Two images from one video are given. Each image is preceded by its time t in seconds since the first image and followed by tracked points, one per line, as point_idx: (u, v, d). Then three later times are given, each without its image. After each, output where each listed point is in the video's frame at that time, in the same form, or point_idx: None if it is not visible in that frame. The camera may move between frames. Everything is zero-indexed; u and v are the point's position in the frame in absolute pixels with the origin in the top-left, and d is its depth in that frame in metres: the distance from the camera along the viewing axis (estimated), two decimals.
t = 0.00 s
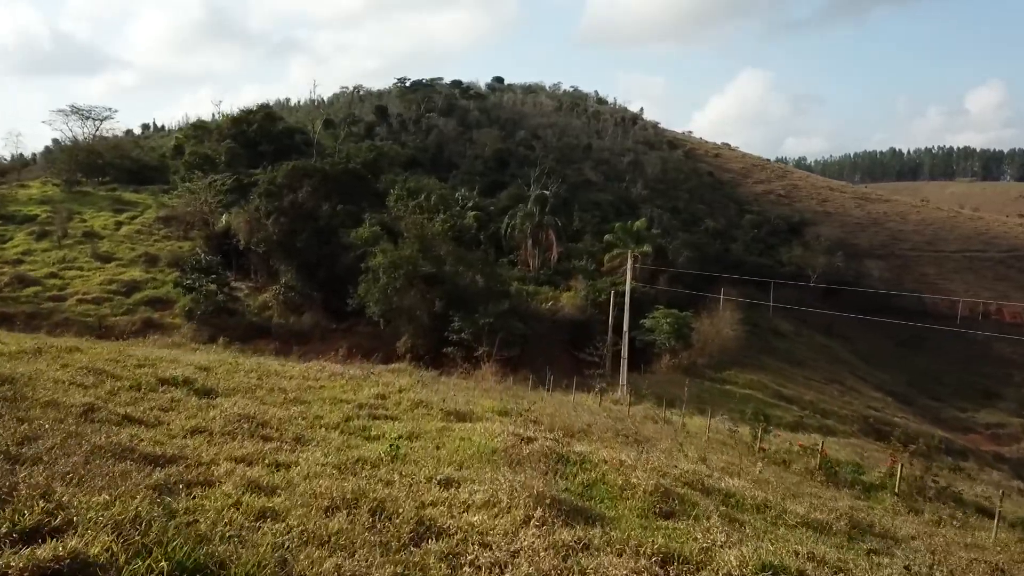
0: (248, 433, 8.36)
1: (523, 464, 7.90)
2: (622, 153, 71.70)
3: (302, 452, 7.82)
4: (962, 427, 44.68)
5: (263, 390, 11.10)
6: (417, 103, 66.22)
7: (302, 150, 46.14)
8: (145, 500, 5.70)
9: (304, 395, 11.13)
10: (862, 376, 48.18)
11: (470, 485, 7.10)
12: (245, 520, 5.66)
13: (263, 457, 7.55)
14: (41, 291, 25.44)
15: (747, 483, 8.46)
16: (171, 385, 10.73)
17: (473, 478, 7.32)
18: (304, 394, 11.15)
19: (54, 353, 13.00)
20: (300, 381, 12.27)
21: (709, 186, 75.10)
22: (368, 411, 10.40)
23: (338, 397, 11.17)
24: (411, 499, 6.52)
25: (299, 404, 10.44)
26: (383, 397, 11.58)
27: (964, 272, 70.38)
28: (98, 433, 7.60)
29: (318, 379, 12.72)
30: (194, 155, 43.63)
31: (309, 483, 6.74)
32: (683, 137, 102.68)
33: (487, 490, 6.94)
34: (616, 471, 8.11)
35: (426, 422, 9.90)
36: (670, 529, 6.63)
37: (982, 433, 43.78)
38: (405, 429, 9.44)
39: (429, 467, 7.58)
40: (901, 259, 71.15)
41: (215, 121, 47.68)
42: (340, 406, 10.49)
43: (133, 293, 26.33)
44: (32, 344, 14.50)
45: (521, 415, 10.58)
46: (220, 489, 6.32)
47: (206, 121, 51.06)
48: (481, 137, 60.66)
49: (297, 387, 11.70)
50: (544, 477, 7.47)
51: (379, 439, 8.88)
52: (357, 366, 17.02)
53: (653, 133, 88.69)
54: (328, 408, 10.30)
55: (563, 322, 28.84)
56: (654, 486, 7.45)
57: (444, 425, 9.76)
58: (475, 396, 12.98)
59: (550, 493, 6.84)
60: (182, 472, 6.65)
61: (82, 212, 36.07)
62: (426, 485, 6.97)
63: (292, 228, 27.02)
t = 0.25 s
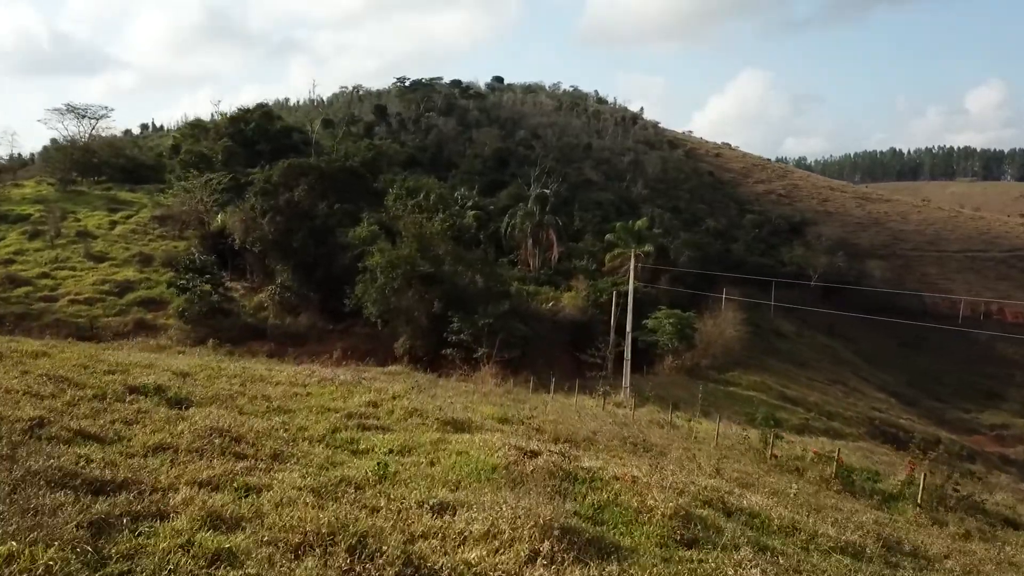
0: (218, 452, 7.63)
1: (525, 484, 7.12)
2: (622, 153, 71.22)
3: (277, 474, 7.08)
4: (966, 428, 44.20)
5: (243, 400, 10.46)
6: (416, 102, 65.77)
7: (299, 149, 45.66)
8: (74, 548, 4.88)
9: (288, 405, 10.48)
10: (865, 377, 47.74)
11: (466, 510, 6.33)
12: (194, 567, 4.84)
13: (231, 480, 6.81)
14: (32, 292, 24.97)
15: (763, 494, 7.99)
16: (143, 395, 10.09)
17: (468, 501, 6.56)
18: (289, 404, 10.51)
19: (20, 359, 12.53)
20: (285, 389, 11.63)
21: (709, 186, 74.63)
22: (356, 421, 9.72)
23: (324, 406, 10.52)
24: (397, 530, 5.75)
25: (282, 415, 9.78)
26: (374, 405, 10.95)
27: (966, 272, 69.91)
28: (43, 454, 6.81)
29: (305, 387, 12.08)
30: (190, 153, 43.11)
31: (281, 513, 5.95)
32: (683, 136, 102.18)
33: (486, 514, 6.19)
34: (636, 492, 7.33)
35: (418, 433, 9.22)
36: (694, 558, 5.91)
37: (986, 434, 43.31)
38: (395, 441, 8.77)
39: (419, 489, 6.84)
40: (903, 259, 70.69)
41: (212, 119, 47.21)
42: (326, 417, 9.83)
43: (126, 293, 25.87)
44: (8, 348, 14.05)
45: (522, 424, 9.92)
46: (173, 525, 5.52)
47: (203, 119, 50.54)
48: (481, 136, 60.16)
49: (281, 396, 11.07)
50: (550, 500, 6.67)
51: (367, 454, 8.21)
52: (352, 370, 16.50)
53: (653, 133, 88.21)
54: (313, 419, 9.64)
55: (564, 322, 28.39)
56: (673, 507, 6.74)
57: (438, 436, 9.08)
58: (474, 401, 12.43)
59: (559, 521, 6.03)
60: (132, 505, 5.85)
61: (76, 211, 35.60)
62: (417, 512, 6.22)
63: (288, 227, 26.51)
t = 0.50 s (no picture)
0: (182, 472, 6.97)
1: (526, 508, 6.42)
2: (623, 152, 70.76)
3: (247, 497, 6.42)
4: (970, 429, 43.69)
5: (220, 409, 9.86)
6: (415, 101, 65.30)
7: (297, 148, 45.19)
8: None
9: (270, 414, 9.87)
10: (868, 377, 47.26)
11: (461, 539, 5.64)
12: None
13: (188, 506, 6.13)
14: (23, 291, 24.50)
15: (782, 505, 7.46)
16: (111, 403, 9.49)
17: (463, 528, 5.86)
18: (271, 414, 9.89)
19: None
20: (269, 396, 11.04)
21: (710, 185, 74.18)
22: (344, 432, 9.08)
23: (309, 415, 9.92)
24: (381, 570, 5.00)
25: (262, 426, 9.16)
26: (363, 412, 10.36)
27: (968, 272, 69.43)
28: None
29: (290, 393, 11.47)
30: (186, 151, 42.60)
31: (245, 550, 5.21)
32: (683, 136, 101.71)
33: (485, 544, 5.50)
34: (655, 515, 6.61)
35: (409, 446, 8.59)
36: None
37: (991, 435, 42.81)
38: (384, 455, 8.15)
39: (409, 513, 6.16)
40: (905, 259, 70.21)
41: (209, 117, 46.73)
42: (310, 427, 9.23)
43: (118, 293, 25.39)
44: None
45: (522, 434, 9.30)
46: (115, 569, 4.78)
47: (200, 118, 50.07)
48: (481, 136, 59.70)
49: (264, 404, 10.47)
50: (561, 528, 5.98)
51: (351, 470, 7.58)
52: (347, 373, 15.98)
53: (654, 132, 87.74)
54: (296, 430, 9.02)
55: (565, 323, 27.92)
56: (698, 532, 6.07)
57: (431, 449, 8.45)
58: (470, 405, 11.88)
59: (571, 554, 5.33)
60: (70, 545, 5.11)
61: (70, 210, 35.11)
62: (405, 545, 5.49)
63: (284, 226, 26.00)
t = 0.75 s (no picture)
0: (133, 496, 6.19)
1: (529, 541, 5.70)
2: (623, 152, 70.29)
3: (200, 529, 5.59)
4: (974, 430, 43.11)
5: (192, 419, 9.13)
6: (414, 101, 64.82)
7: (295, 147, 44.67)
8: None
9: (249, 424, 9.14)
10: (871, 378, 46.76)
11: None
12: None
13: (128, 542, 5.32)
14: (13, 291, 23.98)
15: (805, 520, 6.90)
16: (69, 413, 8.71)
17: (457, 564, 5.09)
18: (250, 424, 9.17)
19: None
20: (250, 403, 10.33)
21: (711, 185, 73.72)
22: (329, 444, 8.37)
23: (294, 424, 9.21)
24: None
25: (237, 438, 8.43)
26: (353, 420, 9.67)
27: (970, 271, 68.97)
28: None
29: (274, 399, 10.78)
30: (182, 150, 42.09)
31: None
32: (683, 135, 101.27)
33: None
34: (678, 543, 5.89)
35: (400, 461, 7.87)
36: None
37: (997, 436, 42.27)
38: (370, 470, 7.43)
39: (394, 546, 5.39)
40: (907, 258, 69.73)
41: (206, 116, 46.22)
42: (291, 438, 8.50)
43: (111, 293, 24.88)
44: None
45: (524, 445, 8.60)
46: None
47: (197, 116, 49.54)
48: (480, 135, 59.19)
49: (244, 413, 9.76)
50: (572, 565, 5.28)
51: (333, 490, 6.84)
52: (340, 376, 15.42)
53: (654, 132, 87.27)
54: (274, 443, 8.29)
55: (566, 323, 27.43)
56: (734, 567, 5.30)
57: (425, 463, 7.77)
58: (470, 410, 11.27)
59: None
60: None
61: (63, 209, 34.60)
62: None
63: (279, 224, 25.39)
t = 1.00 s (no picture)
0: (64, 530, 4.98)
1: (550, 574, 4.70)
2: (624, 151, 69.82)
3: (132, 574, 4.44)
4: (979, 431, 42.52)
5: (155, 430, 8.02)
6: (414, 100, 64.35)
7: (293, 146, 44.17)
8: None
9: (220, 435, 8.06)
10: (874, 378, 46.25)
11: None
12: None
13: None
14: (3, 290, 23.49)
15: (833, 537, 6.34)
16: (15, 424, 7.69)
17: None
18: (221, 434, 8.08)
19: None
20: (223, 412, 9.26)
21: (711, 185, 73.28)
22: (312, 456, 7.30)
23: (272, 435, 8.15)
24: None
25: (205, 451, 7.34)
26: (339, 428, 8.65)
27: (972, 271, 68.50)
28: None
29: (251, 406, 9.71)
30: (177, 148, 41.57)
31: None
32: (684, 135, 100.85)
33: None
34: None
35: (392, 475, 6.81)
36: None
37: (1002, 437, 41.71)
38: (354, 489, 6.31)
39: None
40: (909, 258, 69.26)
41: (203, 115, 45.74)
42: (267, 450, 7.43)
43: (102, 292, 24.37)
44: None
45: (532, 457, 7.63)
46: None
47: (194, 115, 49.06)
48: (480, 134, 58.70)
49: (215, 422, 8.68)
50: None
51: (309, 516, 5.68)
52: (334, 379, 14.82)
53: (654, 132, 86.83)
54: (247, 456, 7.20)
55: (567, 323, 26.92)
56: None
57: (420, 477, 6.77)
58: (468, 416, 10.39)
59: None
60: None
61: (57, 208, 34.11)
62: None
63: (275, 222, 24.85)
